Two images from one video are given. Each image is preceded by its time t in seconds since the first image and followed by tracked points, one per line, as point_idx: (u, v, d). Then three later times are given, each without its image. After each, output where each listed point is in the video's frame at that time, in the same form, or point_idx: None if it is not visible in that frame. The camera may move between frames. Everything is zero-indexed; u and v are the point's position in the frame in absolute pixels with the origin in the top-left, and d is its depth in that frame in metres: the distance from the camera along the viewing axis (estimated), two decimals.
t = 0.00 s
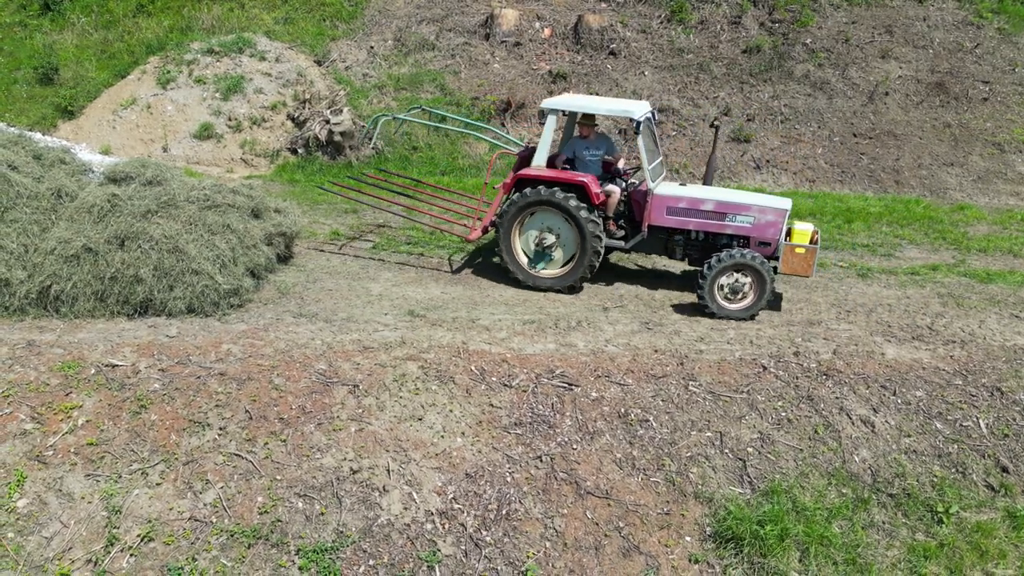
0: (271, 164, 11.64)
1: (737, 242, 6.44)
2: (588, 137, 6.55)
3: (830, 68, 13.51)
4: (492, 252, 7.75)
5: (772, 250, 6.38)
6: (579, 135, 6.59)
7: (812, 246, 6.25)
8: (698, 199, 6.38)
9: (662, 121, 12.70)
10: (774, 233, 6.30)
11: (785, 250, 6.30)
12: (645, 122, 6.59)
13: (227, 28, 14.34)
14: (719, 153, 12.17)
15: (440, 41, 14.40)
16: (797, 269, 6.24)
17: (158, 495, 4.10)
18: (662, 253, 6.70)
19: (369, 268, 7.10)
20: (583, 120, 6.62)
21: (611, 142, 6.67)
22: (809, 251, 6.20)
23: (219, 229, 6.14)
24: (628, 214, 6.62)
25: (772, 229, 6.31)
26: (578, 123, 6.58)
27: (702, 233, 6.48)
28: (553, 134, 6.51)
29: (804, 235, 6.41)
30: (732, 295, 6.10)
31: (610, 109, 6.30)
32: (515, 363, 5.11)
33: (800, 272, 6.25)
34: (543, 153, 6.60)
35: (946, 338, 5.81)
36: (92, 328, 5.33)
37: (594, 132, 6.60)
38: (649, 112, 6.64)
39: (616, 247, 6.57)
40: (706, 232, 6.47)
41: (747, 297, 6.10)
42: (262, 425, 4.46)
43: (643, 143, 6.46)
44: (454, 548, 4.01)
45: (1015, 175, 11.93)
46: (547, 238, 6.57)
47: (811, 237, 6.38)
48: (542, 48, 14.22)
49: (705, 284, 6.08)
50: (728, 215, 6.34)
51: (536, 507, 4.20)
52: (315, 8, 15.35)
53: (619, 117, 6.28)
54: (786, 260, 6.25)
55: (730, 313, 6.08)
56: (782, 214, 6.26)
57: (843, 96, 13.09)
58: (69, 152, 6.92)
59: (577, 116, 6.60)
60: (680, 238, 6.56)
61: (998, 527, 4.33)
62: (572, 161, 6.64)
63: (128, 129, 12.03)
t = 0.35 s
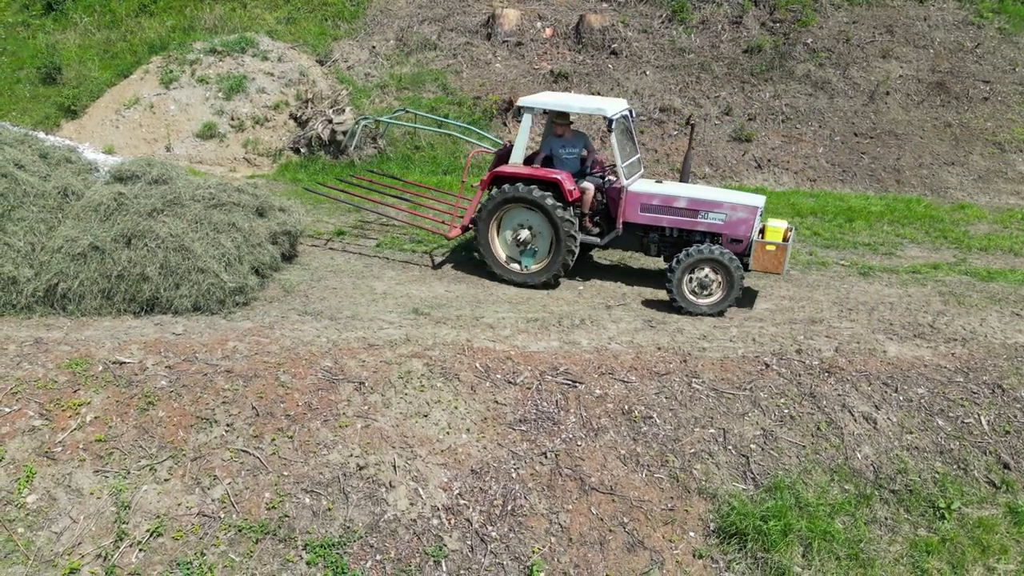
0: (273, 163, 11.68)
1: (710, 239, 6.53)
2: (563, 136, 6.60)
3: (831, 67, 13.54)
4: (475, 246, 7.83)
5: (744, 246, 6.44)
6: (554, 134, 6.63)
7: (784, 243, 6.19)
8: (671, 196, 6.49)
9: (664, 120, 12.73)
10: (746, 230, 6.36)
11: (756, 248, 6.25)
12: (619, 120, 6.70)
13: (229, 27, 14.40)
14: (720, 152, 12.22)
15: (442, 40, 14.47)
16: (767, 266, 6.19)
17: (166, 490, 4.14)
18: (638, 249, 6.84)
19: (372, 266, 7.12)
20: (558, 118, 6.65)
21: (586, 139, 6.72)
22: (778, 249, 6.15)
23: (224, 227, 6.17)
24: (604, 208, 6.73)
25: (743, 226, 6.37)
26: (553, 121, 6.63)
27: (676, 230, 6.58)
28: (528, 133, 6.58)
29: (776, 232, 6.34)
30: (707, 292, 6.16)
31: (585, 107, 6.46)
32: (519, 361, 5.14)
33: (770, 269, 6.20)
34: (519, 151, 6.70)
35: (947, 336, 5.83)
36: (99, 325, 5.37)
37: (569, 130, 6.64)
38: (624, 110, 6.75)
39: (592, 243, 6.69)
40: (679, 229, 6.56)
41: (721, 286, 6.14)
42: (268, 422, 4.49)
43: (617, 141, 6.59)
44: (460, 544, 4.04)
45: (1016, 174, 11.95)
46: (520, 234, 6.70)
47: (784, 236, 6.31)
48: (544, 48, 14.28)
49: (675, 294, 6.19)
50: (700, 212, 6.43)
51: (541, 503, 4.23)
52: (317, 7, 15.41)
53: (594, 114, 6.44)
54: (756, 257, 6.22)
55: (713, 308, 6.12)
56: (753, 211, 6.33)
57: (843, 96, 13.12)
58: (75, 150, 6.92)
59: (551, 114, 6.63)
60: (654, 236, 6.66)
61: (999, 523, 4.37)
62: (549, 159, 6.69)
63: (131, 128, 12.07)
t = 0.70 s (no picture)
0: (277, 163, 11.71)
1: (683, 235, 6.57)
2: (537, 133, 6.78)
3: (833, 67, 13.57)
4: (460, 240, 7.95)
5: (715, 244, 6.41)
6: (529, 132, 6.82)
7: (754, 239, 6.27)
8: (644, 192, 6.57)
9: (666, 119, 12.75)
10: (716, 226, 6.36)
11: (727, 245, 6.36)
12: (598, 116, 6.83)
13: (233, 27, 14.45)
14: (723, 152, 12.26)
15: (445, 40, 14.53)
16: (736, 261, 6.30)
17: (178, 486, 4.17)
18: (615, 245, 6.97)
19: (378, 265, 7.16)
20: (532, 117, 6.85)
21: (561, 133, 6.83)
22: (747, 244, 6.25)
23: (233, 226, 6.19)
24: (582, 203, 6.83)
25: (714, 222, 6.37)
26: (527, 120, 6.81)
27: (650, 225, 6.66)
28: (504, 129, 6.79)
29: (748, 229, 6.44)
30: (680, 282, 6.20)
31: (560, 102, 6.58)
32: (527, 358, 5.17)
33: (739, 265, 6.29)
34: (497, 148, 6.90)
35: (952, 334, 5.86)
36: (108, 323, 5.41)
37: (542, 127, 6.82)
38: (604, 107, 6.87)
39: (570, 237, 6.79)
40: (654, 224, 6.65)
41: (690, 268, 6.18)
42: (279, 418, 4.52)
43: (592, 138, 6.72)
44: (470, 539, 4.07)
45: (1018, 174, 11.98)
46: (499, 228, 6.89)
47: (756, 232, 6.41)
48: (546, 48, 14.34)
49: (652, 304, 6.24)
50: (672, 208, 6.49)
51: (550, 499, 4.26)
52: (320, 7, 15.47)
53: (570, 109, 6.56)
54: (725, 253, 6.32)
55: (697, 291, 6.10)
56: (723, 207, 6.32)
57: (846, 96, 13.14)
58: (83, 149, 6.94)
59: (527, 111, 6.85)
60: (630, 232, 6.79)
61: (1005, 519, 4.40)
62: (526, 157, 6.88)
63: (135, 128, 12.10)
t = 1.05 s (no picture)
0: (282, 163, 11.75)
1: (659, 231, 6.71)
2: (520, 129, 6.98)
3: (836, 67, 13.59)
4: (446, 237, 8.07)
5: (689, 241, 6.56)
6: (512, 128, 7.02)
7: (728, 237, 6.38)
8: (622, 189, 6.70)
9: (669, 119, 12.77)
10: (692, 223, 6.51)
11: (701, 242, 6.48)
12: (579, 114, 7.01)
13: (237, 27, 14.48)
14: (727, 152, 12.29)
15: (448, 40, 14.56)
16: (709, 257, 6.42)
17: (191, 484, 4.20)
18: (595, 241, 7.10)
19: (385, 264, 7.19)
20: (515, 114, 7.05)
21: (543, 131, 7.01)
22: (720, 241, 6.35)
23: (242, 225, 6.20)
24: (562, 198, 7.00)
25: (690, 219, 6.51)
26: (510, 116, 7.01)
27: (628, 222, 6.81)
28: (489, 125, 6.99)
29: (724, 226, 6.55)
30: (653, 270, 6.30)
31: (542, 101, 6.78)
32: (535, 357, 5.19)
33: (713, 261, 6.41)
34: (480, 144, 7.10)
35: (958, 333, 5.88)
36: (118, 322, 5.43)
37: (525, 124, 7.01)
38: (586, 105, 7.06)
39: (550, 232, 6.94)
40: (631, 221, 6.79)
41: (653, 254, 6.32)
42: (290, 416, 4.55)
43: (573, 135, 6.91)
44: (481, 536, 4.09)
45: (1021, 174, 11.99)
46: (481, 224, 7.08)
47: (732, 229, 6.50)
48: (549, 48, 14.37)
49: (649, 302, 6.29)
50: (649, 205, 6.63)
51: (560, 497, 4.28)
52: (323, 7, 15.50)
53: (550, 108, 6.75)
54: (700, 249, 6.45)
55: (670, 266, 6.17)
56: (699, 204, 6.45)
57: (849, 96, 13.15)
58: (92, 149, 6.95)
59: (511, 108, 7.05)
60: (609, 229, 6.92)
61: (1013, 517, 4.42)
62: (508, 152, 7.08)
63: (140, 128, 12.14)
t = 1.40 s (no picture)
0: (290, 162, 11.78)
1: (641, 227, 6.85)
2: (507, 127, 7.05)
3: (841, 67, 13.60)
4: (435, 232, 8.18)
5: (670, 236, 6.68)
6: (499, 125, 7.10)
7: (708, 232, 6.45)
8: (604, 184, 6.85)
9: (676, 119, 12.78)
10: (672, 218, 6.64)
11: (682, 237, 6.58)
12: (564, 111, 7.12)
13: (243, 27, 14.50)
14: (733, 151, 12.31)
15: (454, 40, 14.58)
16: (690, 252, 6.48)
17: (212, 481, 4.22)
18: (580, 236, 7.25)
19: (396, 263, 7.22)
20: (502, 110, 7.10)
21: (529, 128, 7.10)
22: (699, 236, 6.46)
23: (256, 224, 6.22)
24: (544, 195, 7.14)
25: (670, 215, 6.64)
26: (498, 113, 7.07)
27: (611, 217, 6.94)
28: (476, 122, 7.06)
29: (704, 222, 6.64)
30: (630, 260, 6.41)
31: (526, 99, 6.85)
32: (550, 356, 5.22)
33: (693, 256, 6.51)
34: (467, 141, 7.19)
35: (971, 331, 5.90)
36: (135, 321, 5.46)
37: (512, 121, 7.08)
38: (570, 101, 7.14)
39: (535, 228, 7.10)
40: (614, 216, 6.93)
41: (622, 246, 6.48)
42: (309, 414, 4.57)
43: (557, 131, 7.03)
44: (501, 533, 4.12)
45: None
46: (468, 220, 7.19)
47: (712, 224, 6.59)
48: (555, 48, 14.39)
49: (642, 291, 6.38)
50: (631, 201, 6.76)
51: (578, 494, 4.31)
52: (329, 7, 15.53)
53: (534, 105, 6.82)
54: (680, 244, 6.52)
55: (638, 247, 6.30)
56: (679, 200, 6.58)
57: (855, 95, 13.16)
58: (106, 148, 6.97)
59: (498, 104, 7.10)
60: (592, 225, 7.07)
61: None
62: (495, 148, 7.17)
63: (148, 128, 12.15)
